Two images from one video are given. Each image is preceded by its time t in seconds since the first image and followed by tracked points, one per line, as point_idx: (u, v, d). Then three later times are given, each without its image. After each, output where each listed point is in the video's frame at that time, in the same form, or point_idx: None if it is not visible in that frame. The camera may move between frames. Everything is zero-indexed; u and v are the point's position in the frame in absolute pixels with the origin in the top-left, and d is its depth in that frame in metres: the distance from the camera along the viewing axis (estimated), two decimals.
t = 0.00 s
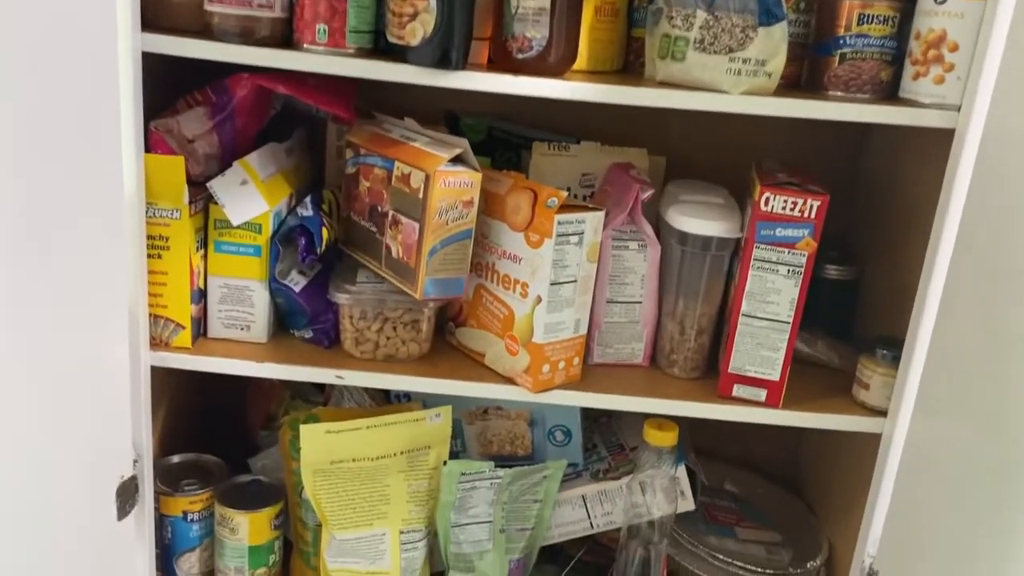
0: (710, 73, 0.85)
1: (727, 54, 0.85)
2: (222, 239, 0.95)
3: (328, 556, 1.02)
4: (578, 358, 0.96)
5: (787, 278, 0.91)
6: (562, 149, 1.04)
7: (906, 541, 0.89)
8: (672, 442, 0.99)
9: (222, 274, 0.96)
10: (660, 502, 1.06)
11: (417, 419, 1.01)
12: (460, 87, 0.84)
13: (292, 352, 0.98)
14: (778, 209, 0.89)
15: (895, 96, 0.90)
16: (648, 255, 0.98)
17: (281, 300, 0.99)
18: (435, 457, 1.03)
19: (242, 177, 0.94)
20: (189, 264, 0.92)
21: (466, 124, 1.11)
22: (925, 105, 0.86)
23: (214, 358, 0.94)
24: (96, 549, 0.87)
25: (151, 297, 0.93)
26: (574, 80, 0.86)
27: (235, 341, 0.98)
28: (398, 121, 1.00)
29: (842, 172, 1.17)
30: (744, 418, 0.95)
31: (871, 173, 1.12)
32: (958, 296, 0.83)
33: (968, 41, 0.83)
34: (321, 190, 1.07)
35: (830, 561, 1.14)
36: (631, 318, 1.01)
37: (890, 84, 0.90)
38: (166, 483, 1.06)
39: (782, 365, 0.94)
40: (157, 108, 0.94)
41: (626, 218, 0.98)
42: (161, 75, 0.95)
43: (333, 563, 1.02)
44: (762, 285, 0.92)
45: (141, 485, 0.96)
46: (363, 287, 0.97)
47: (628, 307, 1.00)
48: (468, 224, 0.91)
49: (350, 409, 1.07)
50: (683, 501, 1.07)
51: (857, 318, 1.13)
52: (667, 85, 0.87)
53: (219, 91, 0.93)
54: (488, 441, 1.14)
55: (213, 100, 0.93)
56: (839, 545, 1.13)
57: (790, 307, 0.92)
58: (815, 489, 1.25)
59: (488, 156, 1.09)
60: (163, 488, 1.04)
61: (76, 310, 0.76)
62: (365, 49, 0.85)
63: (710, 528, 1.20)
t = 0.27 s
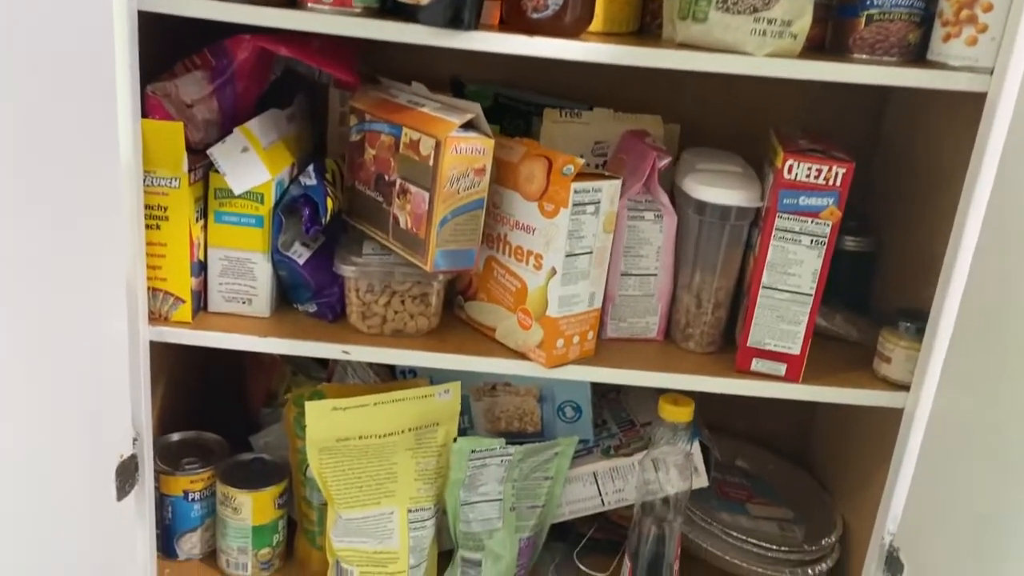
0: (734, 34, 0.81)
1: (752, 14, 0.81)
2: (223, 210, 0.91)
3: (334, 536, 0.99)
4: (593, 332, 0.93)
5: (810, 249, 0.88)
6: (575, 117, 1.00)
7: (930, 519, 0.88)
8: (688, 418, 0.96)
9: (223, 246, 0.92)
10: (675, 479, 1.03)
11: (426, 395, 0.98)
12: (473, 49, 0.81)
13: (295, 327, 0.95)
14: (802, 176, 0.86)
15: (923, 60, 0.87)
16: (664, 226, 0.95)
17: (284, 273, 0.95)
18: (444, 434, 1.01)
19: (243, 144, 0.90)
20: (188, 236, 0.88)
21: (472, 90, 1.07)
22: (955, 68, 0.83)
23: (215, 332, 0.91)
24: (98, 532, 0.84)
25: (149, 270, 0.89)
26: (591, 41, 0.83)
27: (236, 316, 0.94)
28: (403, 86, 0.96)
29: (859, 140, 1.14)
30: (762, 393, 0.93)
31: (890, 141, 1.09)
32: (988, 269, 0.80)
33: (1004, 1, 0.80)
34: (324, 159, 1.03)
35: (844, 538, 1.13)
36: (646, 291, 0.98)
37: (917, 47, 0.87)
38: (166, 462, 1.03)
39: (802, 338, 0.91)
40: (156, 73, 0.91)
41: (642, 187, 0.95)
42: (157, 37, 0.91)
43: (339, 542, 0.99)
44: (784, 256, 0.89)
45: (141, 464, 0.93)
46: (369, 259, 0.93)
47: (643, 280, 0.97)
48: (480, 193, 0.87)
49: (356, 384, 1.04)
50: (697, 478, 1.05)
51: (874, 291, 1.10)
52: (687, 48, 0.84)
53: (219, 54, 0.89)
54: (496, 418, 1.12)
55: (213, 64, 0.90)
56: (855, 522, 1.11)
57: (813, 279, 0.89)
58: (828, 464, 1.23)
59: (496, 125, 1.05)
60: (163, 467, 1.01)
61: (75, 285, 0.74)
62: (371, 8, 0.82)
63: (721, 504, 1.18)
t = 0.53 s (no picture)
0: None
1: None
2: (221, 182, 0.87)
3: (337, 518, 0.97)
4: (605, 309, 0.90)
5: (831, 222, 0.85)
6: (587, 86, 0.97)
7: (951, 498, 0.85)
8: (701, 396, 0.93)
9: (222, 220, 0.89)
10: (686, 459, 1.01)
11: (432, 374, 0.95)
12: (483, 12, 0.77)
13: (297, 304, 0.91)
14: (824, 146, 0.83)
15: (948, 27, 0.84)
16: (678, 198, 0.92)
17: (285, 248, 0.92)
18: (451, 414, 0.98)
19: (242, 112, 0.86)
20: (185, 209, 0.85)
21: (477, 58, 1.03)
22: (986, 33, 0.80)
23: (214, 309, 0.88)
24: (94, 515, 0.81)
25: (144, 245, 0.86)
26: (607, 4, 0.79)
27: (235, 292, 0.91)
28: (408, 53, 0.92)
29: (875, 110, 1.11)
30: (780, 371, 0.90)
31: (907, 111, 1.06)
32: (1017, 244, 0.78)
33: None
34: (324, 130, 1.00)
35: (857, 517, 1.11)
36: (660, 267, 0.94)
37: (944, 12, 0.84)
38: (163, 444, 1.01)
39: (822, 314, 0.88)
40: (151, 37, 0.88)
41: (657, 158, 0.91)
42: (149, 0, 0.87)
43: (343, 525, 0.97)
44: (804, 230, 0.86)
45: (138, 446, 0.90)
46: (374, 234, 0.90)
47: (657, 255, 0.94)
48: (490, 164, 0.84)
49: (359, 363, 1.01)
50: (709, 457, 1.03)
51: (890, 265, 1.07)
52: (706, 11, 0.80)
53: (216, 18, 0.86)
54: (502, 397, 1.09)
55: (210, 28, 0.86)
56: (868, 501, 1.09)
57: (834, 253, 0.86)
58: (839, 442, 1.21)
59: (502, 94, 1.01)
60: (160, 449, 0.98)
61: (59, 258, 0.70)
62: None
63: (732, 484, 1.16)
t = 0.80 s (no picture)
0: None
1: None
2: (223, 156, 0.85)
3: (345, 500, 0.95)
4: (619, 287, 0.87)
5: (852, 196, 0.83)
6: (600, 58, 0.94)
7: (971, 478, 0.84)
8: (716, 375, 0.91)
9: (225, 196, 0.86)
10: (698, 440, 0.99)
11: (441, 353, 0.93)
12: None
13: (302, 282, 0.89)
14: (845, 118, 0.81)
15: None
16: (694, 172, 0.90)
17: (289, 225, 0.89)
18: (459, 394, 0.96)
19: (245, 84, 0.84)
20: (187, 185, 0.82)
21: (484, 28, 1.00)
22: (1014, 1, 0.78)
23: (217, 288, 0.85)
24: (97, 500, 0.80)
25: (145, 221, 0.83)
26: None
27: (238, 270, 0.89)
28: (414, 23, 0.89)
29: (891, 83, 1.08)
30: (797, 349, 0.88)
31: (924, 85, 1.04)
32: None
33: None
34: (328, 103, 0.97)
35: (869, 498, 1.10)
36: (673, 244, 0.92)
37: None
38: (165, 425, 0.98)
39: (840, 292, 0.86)
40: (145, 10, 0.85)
41: (672, 132, 0.89)
42: None
43: (351, 507, 0.95)
44: (823, 205, 0.84)
45: (140, 428, 0.87)
46: (382, 210, 0.87)
47: (670, 232, 0.92)
48: (502, 138, 0.81)
49: (364, 342, 0.99)
50: (722, 438, 1.01)
51: (906, 241, 1.05)
52: None
53: None
54: (510, 377, 1.07)
55: None
56: (881, 480, 1.07)
57: (854, 229, 0.84)
58: (851, 421, 1.19)
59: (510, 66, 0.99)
60: (162, 431, 0.96)
61: (62, 238, 0.68)
62: None
63: (741, 464, 1.14)
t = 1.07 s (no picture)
0: None
1: None
2: (228, 137, 0.83)
3: (352, 486, 0.94)
4: (632, 271, 0.86)
5: (871, 177, 0.82)
6: (610, 36, 0.92)
7: (988, 463, 0.83)
8: (729, 360, 0.90)
9: (230, 177, 0.84)
10: (710, 425, 0.98)
11: (450, 338, 0.92)
12: None
13: (309, 265, 0.87)
14: (865, 98, 0.79)
15: None
16: (708, 154, 0.88)
17: (296, 207, 0.88)
18: (468, 378, 0.95)
19: (251, 62, 0.82)
20: (192, 166, 0.81)
21: (492, 6, 0.98)
22: None
23: (223, 271, 0.84)
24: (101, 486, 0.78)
25: (148, 203, 0.82)
26: None
27: (244, 254, 0.87)
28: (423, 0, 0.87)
29: (905, 62, 1.06)
30: (813, 333, 0.87)
31: (940, 64, 1.02)
32: None
33: None
34: (335, 83, 0.95)
35: (880, 483, 1.09)
36: (686, 226, 0.91)
37: None
38: (169, 411, 0.97)
39: (857, 275, 0.85)
40: None
41: (684, 113, 0.88)
42: None
43: (358, 493, 0.94)
44: (841, 186, 0.82)
45: (144, 414, 0.86)
46: (389, 192, 0.85)
47: (683, 214, 0.90)
48: (514, 117, 0.80)
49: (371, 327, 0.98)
50: (733, 423, 1.00)
51: (921, 223, 1.03)
52: None
53: None
54: (518, 361, 1.06)
55: None
56: (894, 466, 1.06)
57: (872, 211, 0.83)
58: (863, 406, 1.18)
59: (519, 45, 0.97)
60: (166, 416, 0.95)
61: (64, 222, 0.66)
62: None
63: (751, 450, 1.13)
